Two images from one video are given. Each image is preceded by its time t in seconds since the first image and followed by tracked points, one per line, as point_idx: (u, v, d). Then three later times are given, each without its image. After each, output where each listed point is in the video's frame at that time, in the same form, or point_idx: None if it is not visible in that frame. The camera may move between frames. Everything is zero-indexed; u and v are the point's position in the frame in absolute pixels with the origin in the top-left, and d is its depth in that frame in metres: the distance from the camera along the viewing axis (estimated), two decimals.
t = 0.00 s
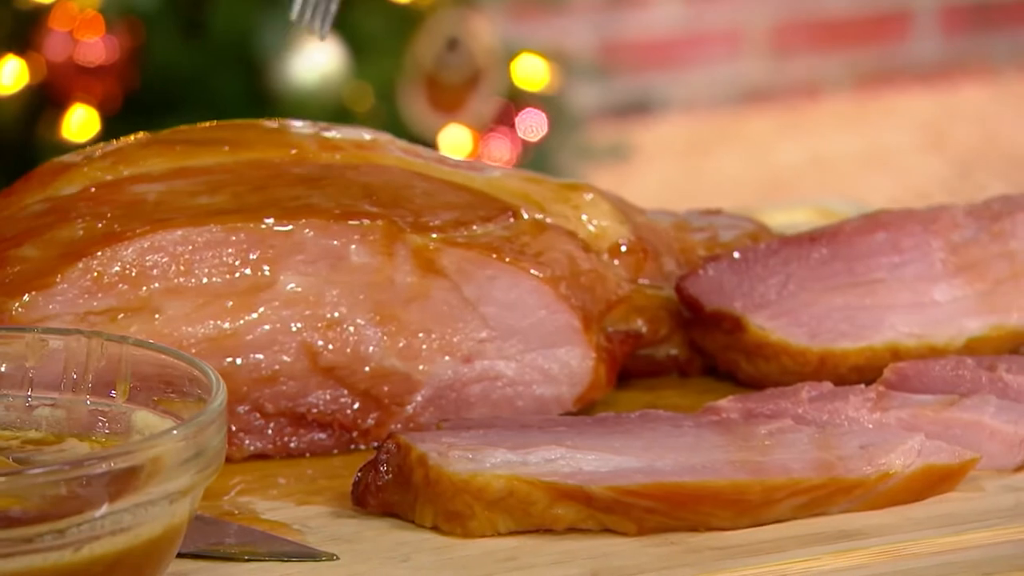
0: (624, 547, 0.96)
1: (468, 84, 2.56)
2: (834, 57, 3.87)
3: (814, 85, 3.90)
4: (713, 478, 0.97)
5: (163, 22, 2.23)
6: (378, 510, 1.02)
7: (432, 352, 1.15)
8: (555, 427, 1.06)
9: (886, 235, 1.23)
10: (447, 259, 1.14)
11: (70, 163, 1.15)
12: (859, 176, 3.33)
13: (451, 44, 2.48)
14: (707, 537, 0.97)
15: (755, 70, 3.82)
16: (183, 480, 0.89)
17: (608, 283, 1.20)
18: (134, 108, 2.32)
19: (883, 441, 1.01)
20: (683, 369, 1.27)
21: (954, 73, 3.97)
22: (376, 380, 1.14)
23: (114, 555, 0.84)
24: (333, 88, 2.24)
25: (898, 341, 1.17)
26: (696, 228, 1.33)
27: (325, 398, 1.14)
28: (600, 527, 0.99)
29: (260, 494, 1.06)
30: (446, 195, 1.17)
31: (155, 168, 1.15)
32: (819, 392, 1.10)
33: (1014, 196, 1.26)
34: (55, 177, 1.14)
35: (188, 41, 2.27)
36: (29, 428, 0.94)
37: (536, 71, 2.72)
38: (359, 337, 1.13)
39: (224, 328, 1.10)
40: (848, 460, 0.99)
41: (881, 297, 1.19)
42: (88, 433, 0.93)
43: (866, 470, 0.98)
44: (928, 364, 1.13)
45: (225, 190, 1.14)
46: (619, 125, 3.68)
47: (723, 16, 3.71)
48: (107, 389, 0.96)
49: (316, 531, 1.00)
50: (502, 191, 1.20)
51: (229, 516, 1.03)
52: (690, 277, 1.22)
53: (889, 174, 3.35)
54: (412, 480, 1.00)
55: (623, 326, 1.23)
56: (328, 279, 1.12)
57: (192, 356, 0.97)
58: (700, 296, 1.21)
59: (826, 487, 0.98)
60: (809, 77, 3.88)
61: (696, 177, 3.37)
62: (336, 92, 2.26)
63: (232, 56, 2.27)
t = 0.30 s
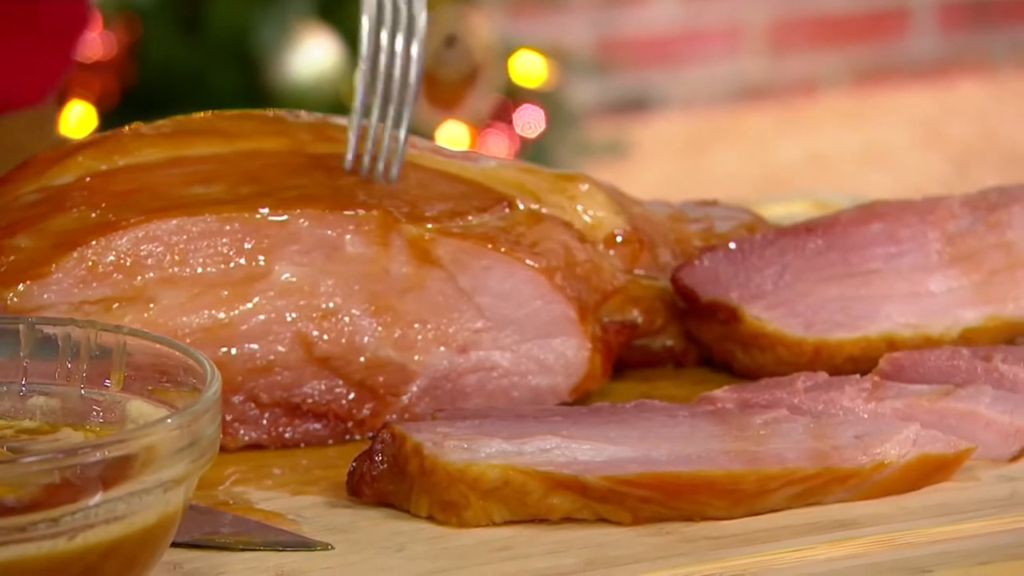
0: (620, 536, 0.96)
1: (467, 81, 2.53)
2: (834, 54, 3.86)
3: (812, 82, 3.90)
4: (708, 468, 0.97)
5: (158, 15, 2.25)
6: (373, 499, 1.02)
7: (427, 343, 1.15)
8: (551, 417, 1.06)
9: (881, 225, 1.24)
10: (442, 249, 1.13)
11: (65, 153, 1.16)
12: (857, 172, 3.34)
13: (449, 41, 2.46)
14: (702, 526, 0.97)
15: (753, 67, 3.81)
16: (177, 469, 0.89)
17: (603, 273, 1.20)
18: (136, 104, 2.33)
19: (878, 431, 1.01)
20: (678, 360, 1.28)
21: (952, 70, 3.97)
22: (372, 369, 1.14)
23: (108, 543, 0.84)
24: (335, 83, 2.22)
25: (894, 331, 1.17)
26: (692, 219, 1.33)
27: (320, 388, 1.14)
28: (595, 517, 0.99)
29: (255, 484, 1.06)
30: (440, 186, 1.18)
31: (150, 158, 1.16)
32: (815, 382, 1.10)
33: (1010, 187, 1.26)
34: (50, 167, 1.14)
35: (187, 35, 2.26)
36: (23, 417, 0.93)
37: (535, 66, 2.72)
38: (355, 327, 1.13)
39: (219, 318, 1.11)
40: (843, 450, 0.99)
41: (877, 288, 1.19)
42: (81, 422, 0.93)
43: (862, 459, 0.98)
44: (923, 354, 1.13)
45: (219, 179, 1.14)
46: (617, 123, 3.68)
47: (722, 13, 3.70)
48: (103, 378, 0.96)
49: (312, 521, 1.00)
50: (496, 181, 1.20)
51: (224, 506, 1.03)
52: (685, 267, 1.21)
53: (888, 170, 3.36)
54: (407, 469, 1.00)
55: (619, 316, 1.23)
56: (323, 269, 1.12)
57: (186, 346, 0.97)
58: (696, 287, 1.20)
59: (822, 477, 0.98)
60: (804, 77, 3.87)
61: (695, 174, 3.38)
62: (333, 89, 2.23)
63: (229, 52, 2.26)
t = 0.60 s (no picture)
0: (617, 528, 0.96)
1: (465, 78, 2.49)
2: (832, 51, 3.86)
3: (811, 79, 3.89)
4: (706, 460, 0.97)
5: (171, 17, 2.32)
6: (370, 491, 1.02)
7: (424, 335, 1.15)
8: (548, 408, 1.06)
9: (880, 218, 1.24)
10: (438, 240, 1.13)
11: (61, 145, 1.17)
12: (856, 170, 3.34)
13: (446, 37, 2.43)
14: (699, 518, 0.97)
15: (752, 65, 3.81)
16: (175, 460, 0.89)
17: (600, 265, 1.20)
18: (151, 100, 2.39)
19: (876, 424, 1.01)
20: (676, 352, 1.27)
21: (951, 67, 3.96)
22: (368, 361, 1.15)
23: (106, 534, 0.84)
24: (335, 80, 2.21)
25: (892, 324, 1.16)
26: (690, 212, 1.33)
27: (316, 379, 1.14)
28: (592, 509, 0.98)
29: (252, 476, 1.06)
30: (438, 177, 1.18)
31: (148, 148, 1.16)
32: (813, 373, 1.10)
33: (1008, 178, 1.26)
34: (44, 158, 1.15)
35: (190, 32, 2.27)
36: (19, 409, 0.94)
37: (534, 63, 2.72)
38: (350, 320, 1.13)
39: (216, 309, 1.11)
40: (841, 442, 0.99)
41: (875, 280, 1.19)
42: (79, 414, 0.93)
43: (860, 451, 0.98)
44: (921, 346, 1.13)
45: (214, 170, 1.13)
46: (615, 121, 3.67)
47: (720, 11, 3.70)
48: (98, 370, 0.95)
49: (308, 513, 1.00)
50: (494, 172, 1.20)
51: (220, 497, 1.03)
52: (684, 259, 1.22)
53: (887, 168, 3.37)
54: (404, 462, 1.00)
55: (616, 308, 1.22)
56: (319, 261, 1.12)
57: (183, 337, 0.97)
58: (694, 280, 1.20)
59: (819, 468, 0.97)
60: (805, 72, 3.88)
61: (694, 172, 3.38)
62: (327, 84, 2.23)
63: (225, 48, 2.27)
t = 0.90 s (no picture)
0: (622, 520, 0.96)
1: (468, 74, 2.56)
2: (835, 49, 3.86)
3: (812, 78, 3.88)
4: (712, 452, 0.97)
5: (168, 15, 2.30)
6: (375, 484, 1.02)
7: (429, 328, 1.15)
8: (553, 401, 1.06)
9: (885, 212, 1.24)
10: (444, 234, 1.14)
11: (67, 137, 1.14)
12: (859, 166, 3.34)
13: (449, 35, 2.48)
14: (704, 510, 0.97)
15: (754, 62, 3.80)
16: (180, 451, 0.89)
17: (606, 259, 1.19)
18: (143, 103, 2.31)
19: (882, 416, 1.01)
20: (681, 345, 1.27)
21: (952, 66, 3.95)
22: (373, 353, 1.14)
23: (112, 525, 0.84)
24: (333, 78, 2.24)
25: (898, 317, 1.16)
26: (695, 205, 1.33)
27: (320, 371, 1.14)
28: (597, 501, 0.98)
29: (257, 469, 1.06)
30: (443, 171, 1.16)
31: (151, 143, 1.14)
32: (818, 366, 1.09)
33: (1014, 171, 1.27)
34: (51, 151, 1.13)
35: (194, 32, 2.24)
36: (25, 401, 0.93)
37: (537, 60, 2.73)
38: (356, 312, 1.13)
39: (222, 303, 1.11)
40: (846, 434, 0.99)
41: (880, 273, 1.19)
42: (84, 406, 0.93)
43: (865, 443, 0.98)
44: (927, 339, 1.13)
45: (221, 163, 1.13)
46: (618, 118, 3.67)
47: (723, 10, 3.71)
48: (104, 362, 0.96)
49: (313, 505, 1.00)
50: (498, 165, 1.19)
51: (225, 490, 1.03)
52: (688, 252, 1.22)
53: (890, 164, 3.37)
54: (409, 454, 1.00)
55: (621, 302, 1.23)
56: (324, 255, 1.13)
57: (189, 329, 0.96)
58: (699, 272, 1.20)
59: (825, 461, 0.97)
60: (806, 70, 3.87)
61: (697, 169, 3.38)
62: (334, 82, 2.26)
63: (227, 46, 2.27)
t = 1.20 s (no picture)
0: (635, 518, 0.96)
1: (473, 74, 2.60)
2: (839, 48, 3.85)
3: (817, 77, 3.89)
4: (725, 450, 0.97)
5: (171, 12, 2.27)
6: (389, 482, 1.02)
7: (443, 326, 1.15)
8: (566, 399, 1.06)
9: (897, 211, 1.24)
10: (458, 232, 1.13)
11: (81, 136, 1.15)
12: (864, 166, 3.34)
13: (456, 34, 2.50)
14: (718, 508, 0.97)
15: (759, 61, 3.81)
16: (195, 449, 0.89)
17: (619, 256, 1.20)
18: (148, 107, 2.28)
19: (896, 414, 1.01)
20: (694, 344, 1.27)
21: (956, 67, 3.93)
22: (388, 353, 1.14)
23: (127, 522, 0.84)
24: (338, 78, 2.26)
25: (911, 315, 1.16)
26: (707, 204, 1.33)
27: (336, 372, 1.14)
28: (611, 499, 0.98)
29: (271, 466, 1.06)
30: (457, 169, 1.17)
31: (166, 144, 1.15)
32: (831, 364, 1.09)
33: None
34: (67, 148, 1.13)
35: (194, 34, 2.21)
36: (40, 397, 0.93)
37: (544, 58, 2.71)
38: (371, 311, 1.13)
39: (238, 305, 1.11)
40: (860, 432, 0.99)
41: (893, 271, 1.18)
42: (99, 403, 0.93)
43: (879, 441, 0.98)
44: (941, 337, 1.12)
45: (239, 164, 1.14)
46: (623, 118, 3.67)
47: (728, 8, 3.70)
48: (119, 359, 0.95)
49: (327, 502, 1.00)
50: (512, 164, 1.21)
51: (239, 488, 1.03)
52: (702, 250, 1.22)
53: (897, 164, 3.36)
54: (423, 452, 1.00)
55: (635, 300, 1.23)
56: (339, 255, 1.12)
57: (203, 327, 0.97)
58: (712, 270, 1.20)
59: (839, 458, 0.97)
60: (813, 71, 3.87)
61: (704, 168, 3.37)
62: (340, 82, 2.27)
63: (234, 44, 2.25)
